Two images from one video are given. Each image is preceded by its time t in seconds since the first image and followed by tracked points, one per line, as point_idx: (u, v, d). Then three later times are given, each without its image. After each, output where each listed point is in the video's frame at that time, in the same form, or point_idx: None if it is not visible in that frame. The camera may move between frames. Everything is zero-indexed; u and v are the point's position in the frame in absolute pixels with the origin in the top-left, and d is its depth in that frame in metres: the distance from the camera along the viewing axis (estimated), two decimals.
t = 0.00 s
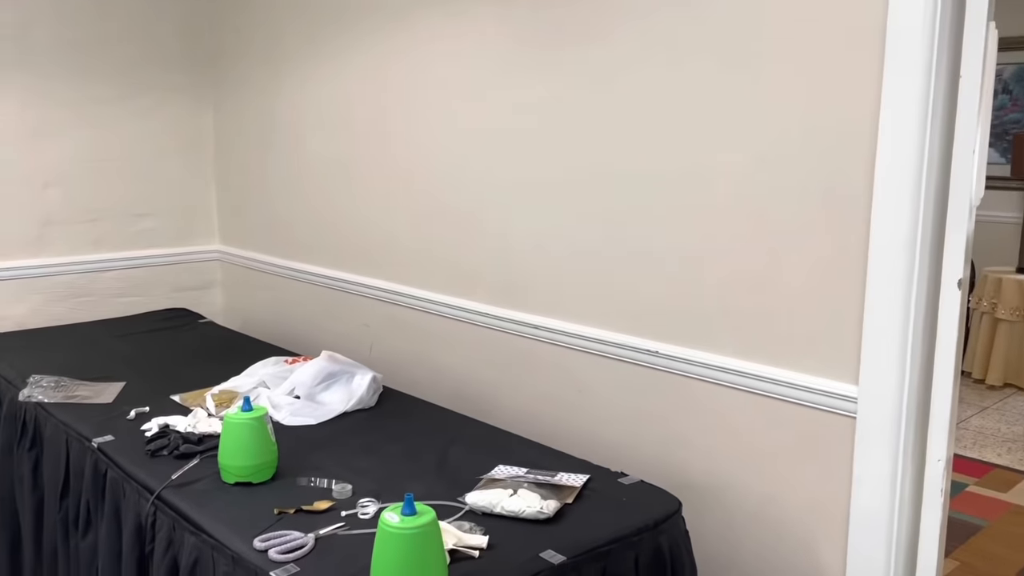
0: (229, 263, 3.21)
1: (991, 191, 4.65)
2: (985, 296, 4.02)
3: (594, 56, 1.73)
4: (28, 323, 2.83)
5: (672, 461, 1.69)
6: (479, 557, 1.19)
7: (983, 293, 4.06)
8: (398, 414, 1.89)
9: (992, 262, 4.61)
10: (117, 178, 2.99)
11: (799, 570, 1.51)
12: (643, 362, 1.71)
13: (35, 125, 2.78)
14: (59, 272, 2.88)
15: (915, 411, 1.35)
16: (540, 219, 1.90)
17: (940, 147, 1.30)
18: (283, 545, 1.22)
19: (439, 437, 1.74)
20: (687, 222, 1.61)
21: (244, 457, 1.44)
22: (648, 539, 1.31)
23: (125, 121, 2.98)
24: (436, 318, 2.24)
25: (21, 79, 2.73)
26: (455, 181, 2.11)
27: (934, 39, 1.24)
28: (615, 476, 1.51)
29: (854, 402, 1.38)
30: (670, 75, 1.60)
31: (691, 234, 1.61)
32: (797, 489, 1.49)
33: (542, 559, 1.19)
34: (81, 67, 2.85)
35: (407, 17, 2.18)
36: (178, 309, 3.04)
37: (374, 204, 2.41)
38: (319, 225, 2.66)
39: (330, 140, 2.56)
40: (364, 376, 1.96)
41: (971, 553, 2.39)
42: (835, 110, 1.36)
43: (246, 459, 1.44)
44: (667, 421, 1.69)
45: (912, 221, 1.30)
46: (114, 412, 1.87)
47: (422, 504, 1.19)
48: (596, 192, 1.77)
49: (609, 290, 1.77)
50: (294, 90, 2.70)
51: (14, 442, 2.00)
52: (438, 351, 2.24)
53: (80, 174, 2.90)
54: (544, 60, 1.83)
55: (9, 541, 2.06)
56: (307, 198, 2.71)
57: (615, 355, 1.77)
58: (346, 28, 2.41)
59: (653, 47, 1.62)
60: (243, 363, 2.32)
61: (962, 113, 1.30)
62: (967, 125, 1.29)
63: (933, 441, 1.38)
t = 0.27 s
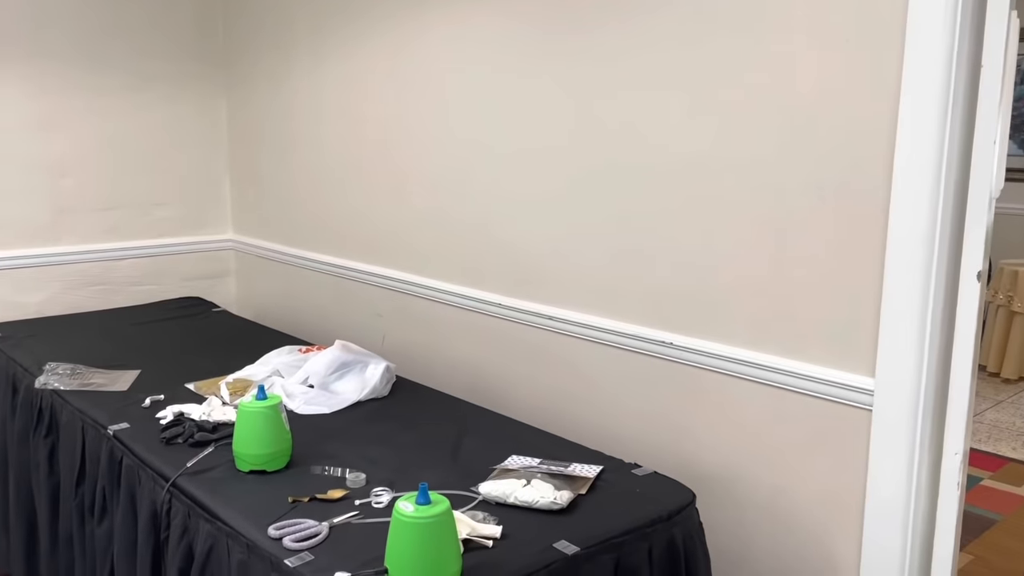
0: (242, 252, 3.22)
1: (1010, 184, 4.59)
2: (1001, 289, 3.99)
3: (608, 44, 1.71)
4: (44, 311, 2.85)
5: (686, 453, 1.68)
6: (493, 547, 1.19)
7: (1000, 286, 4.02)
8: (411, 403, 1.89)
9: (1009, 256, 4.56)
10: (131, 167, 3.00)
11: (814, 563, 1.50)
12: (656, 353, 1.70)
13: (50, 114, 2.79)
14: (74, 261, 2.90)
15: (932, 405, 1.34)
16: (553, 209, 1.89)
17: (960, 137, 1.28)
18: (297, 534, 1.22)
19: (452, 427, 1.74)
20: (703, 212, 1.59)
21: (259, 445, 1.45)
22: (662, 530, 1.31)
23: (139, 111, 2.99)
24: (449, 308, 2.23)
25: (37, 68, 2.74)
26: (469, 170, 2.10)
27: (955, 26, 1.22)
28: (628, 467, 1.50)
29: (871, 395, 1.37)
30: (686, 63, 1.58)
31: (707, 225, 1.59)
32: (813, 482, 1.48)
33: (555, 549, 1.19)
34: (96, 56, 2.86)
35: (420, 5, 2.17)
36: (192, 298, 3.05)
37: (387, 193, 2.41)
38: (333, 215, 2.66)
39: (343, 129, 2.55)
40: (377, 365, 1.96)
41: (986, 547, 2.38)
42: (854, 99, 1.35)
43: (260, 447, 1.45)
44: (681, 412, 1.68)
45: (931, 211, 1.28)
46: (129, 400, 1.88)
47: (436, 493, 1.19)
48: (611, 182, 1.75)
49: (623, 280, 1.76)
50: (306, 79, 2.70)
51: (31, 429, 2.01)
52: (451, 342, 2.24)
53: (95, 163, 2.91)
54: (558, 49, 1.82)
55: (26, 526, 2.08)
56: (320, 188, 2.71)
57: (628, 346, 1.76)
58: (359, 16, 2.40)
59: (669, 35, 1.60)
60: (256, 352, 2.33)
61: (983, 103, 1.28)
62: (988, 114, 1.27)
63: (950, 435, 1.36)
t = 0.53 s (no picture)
0: (254, 243, 3.23)
1: None
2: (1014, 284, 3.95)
3: (620, 37, 1.71)
4: (58, 301, 2.87)
5: (696, 447, 1.68)
6: (503, 539, 1.20)
7: (1013, 281, 3.99)
8: (421, 396, 1.90)
9: None
10: (144, 158, 3.02)
11: (823, 558, 1.50)
12: (667, 347, 1.70)
13: (64, 106, 2.80)
14: (88, 251, 2.92)
15: (943, 401, 1.33)
16: (565, 202, 1.89)
17: (975, 132, 1.26)
18: (309, 525, 1.23)
19: (463, 419, 1.74)
20: (715, 206, 1.59)
21: (270, 436, 1.46)
22: (671, 524, 1.31)
23: (152, 102, 3.00)
24: (459, 301, 2.24)
25: (52, 60, 2.75)
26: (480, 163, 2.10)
27: (971, 20, 1.21)
28: (638, 461, 1.51)
29: (882, 391, 1.37)
30: (698, 56, 1.57)
31: (718, 219, 1.59)
32: (823, 477, 1.47)
33: (565, 542, 1.19)
34: (110, 48, 2.88)
35: None
36: (204, 289, 3.07)
37: (398, 185, 2.41)
38: (344, 207, 2.67)
39: (354, 122, 2.56)
40: (388, 358, 1.97)
41: (997, 542, 2.37)
42: (868, 93, 1.34)
43: (272, 439, 1.46)
44: (691, 406, 1.68)
45: (944, 207, 1.27)
46: (142, 390, 1.90)
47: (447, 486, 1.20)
48: (622, 176, 1.75)
49: (634, 274, 1.76)
50: (318, 71, 2.70)
51: (45, 419, 2.03)
52: (462, 334, 2.25)
53: (108, 155, 2.93)
54: (570, 42, 1.81)
55: (41, 514, 2.10)
56: (331, 181, 2.72)
57: (639, 341, 1.76)
58: (371, 8, 2.40)
59: (681, 28, 1.59)
60: (268, 343, 2.34)
61: (998, 97, 1.26)
62: (1003, 108, 1.25)
63: (962, 431, 1.35)
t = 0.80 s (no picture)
0: (261, 234, 3.24)
1: None
2: None
3: (628, 28, 1.69)
4: (66, 291, 2.88)
5: (702, 439, 1.68)
6: (506, 531, 1.19)
7: None
8: (426, 387, 1.90)
9: None
10: (151, 149, 3.02)
11: (829, 552, 1.49)
12: (673, 340, 1.69)
13: (72, 96, 2.81)
14: (96, 242, 2.93)
15: (951, 395, 1.32)
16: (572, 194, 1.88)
17: (985, 124, 1.25)
18: (312, 515, 1.23)
19: (468, 410, 1.74)
20: (723, 198, 1.58)
21: (275, 426, 1.46)
22: (675, 517, 1.31)
23: (159, 93, 3.00)
24: (466, 292, 2.23)
25: (60, 50, 2.76)
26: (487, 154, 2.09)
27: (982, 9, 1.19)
28: (643, 453, 1.50)
29: (889, 384, 1.36)
30: (706, 47, 1.56)
31: (726, 211, 1.58)
32: (829, 470, 1.47)
33: (568, 534, 1.19)
34: (117, 38, 2.87)
35: None
36: (211, 279, 3.07)
37: (405, 177, 2.41)
38: (351, 198, 2.67)
39: (362, 112, 2.55)
40: (393, 349, 1.97)
41: (1003, 538, 2.36)
42: (877, 83, 1.32)
43: (276, 428, 1.46)
44: (697, 399, 1.67)
45: (953, 200, 1.25)
46: (148, 380, 1.91)
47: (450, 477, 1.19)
48: (629, 167, 1.74)
49: (640, 266, 1.75)
50: (325, 62, 2.69)
51: (53, 408, 2.04)
52: (467, 326, 2.24)
53: (116, 145, 2.93)
54: (577, 33, 1.80)
55: (48, 502, 2.12)
56: (338, 172, 2.71)
57: (644, 333, 1.75)
58: None
59: (689, 18, 1.58)
60: (274, 333, 2.34)
61: (1009, 88, 1.24)
62: (1014, 99, 1.23)
63: (969, 425, 1.34)
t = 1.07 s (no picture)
0: (265, 226, 3.24)
1: None
2: None
3: (632, 19, 1.68)
4: (71, 281, 2.89)
5: (704, 433, 1.67)
6: (506, 523, 1.19)
7: None
8: (428, 379, 1.90)
9: None
10: (155, 140, 3.02)
11: (830, 547, 1.49)
12: (675, 333, 1.69)
13: (76, 87, 2.81)
14: (100, 233, 2.93)
15: (954, 389, 1.31)
16: (574, 186, 1.87)
17: (991, 116, 1.23)
18: (312, 505, 1.23)
19: (469, 403, 1.74)
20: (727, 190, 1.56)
21: (275, 417, 1.46)
22: (675, 510, 1.30)
23: (163, 84, 3.00)
24: (468, 285, 2.23)
25: (64, 41, 2.75)
26: (490, 146, 2.09)
27: None
28: (644, 446, 1.50)
29: (892, 378, 1.35)
30: (710, 38, 1.54)
31: (730, 204, 1.56)
32: (831, 465, 1.46)
33: (568, 526, 1.19)
34: (121, 29, 2.87)
35: None
36: (215, 271, 3.07)
37: (408, 169, 2.40)
38: (355, 190, 2.66)
39: (365, 104, 2.55)
40: (396, 341, 1.97)
41: (1008, 534, 2.35)
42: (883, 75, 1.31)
43: (277, 419, 1.46)
44: (699, 392, 1.67)
45: (958, 194, 1.24)
46: (150, 371, 1.91)
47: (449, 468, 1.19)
48: (632, 159, 1.73)
49: (643, 259, 1.75)
50: (329, 54, 2.69)
51: (55, 398, 2.05)
52: (470, 319, 2.24)
53: (120, 136, 2.93)
54: (581, 24, 1.79)
55: (52, 491, 2.12)
56: (341, 164, 2.71)
57: (647, 326, 1.74)
58: None
59: (694, 9, 1.56)
60: (276, 325, 2.34)
61: (1015, 79, 1.23)
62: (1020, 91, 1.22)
63: (973, 420, 1.33)
